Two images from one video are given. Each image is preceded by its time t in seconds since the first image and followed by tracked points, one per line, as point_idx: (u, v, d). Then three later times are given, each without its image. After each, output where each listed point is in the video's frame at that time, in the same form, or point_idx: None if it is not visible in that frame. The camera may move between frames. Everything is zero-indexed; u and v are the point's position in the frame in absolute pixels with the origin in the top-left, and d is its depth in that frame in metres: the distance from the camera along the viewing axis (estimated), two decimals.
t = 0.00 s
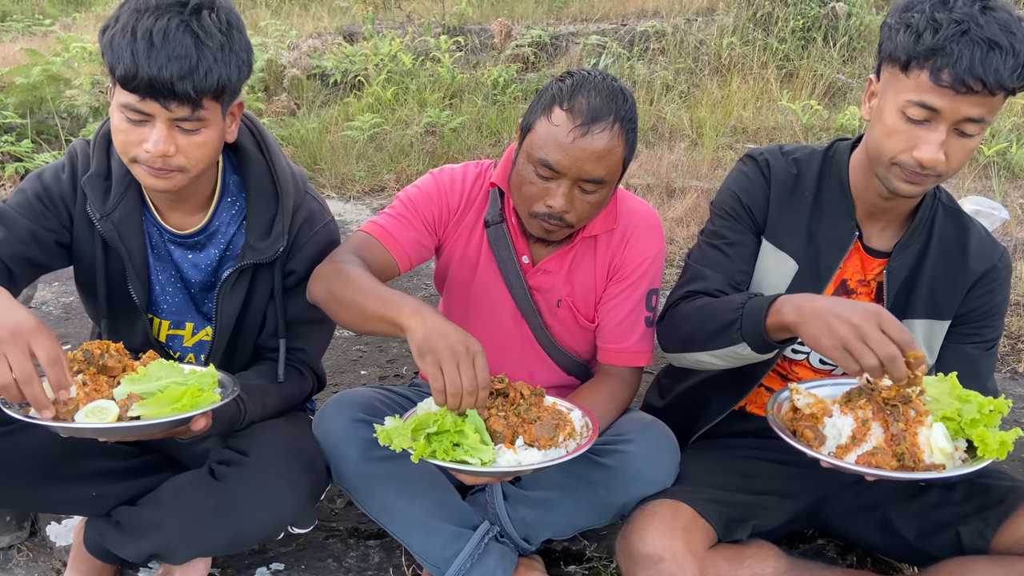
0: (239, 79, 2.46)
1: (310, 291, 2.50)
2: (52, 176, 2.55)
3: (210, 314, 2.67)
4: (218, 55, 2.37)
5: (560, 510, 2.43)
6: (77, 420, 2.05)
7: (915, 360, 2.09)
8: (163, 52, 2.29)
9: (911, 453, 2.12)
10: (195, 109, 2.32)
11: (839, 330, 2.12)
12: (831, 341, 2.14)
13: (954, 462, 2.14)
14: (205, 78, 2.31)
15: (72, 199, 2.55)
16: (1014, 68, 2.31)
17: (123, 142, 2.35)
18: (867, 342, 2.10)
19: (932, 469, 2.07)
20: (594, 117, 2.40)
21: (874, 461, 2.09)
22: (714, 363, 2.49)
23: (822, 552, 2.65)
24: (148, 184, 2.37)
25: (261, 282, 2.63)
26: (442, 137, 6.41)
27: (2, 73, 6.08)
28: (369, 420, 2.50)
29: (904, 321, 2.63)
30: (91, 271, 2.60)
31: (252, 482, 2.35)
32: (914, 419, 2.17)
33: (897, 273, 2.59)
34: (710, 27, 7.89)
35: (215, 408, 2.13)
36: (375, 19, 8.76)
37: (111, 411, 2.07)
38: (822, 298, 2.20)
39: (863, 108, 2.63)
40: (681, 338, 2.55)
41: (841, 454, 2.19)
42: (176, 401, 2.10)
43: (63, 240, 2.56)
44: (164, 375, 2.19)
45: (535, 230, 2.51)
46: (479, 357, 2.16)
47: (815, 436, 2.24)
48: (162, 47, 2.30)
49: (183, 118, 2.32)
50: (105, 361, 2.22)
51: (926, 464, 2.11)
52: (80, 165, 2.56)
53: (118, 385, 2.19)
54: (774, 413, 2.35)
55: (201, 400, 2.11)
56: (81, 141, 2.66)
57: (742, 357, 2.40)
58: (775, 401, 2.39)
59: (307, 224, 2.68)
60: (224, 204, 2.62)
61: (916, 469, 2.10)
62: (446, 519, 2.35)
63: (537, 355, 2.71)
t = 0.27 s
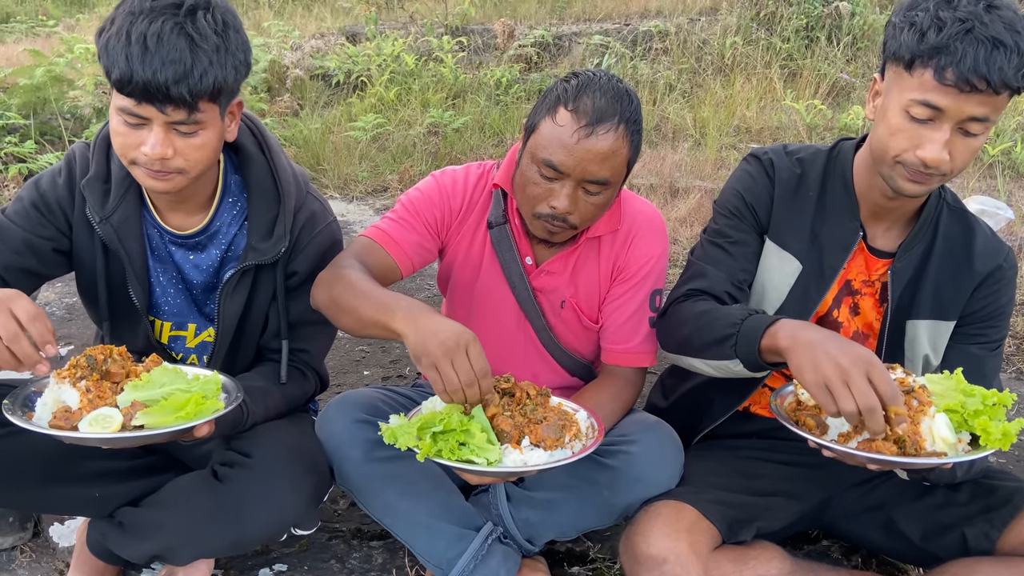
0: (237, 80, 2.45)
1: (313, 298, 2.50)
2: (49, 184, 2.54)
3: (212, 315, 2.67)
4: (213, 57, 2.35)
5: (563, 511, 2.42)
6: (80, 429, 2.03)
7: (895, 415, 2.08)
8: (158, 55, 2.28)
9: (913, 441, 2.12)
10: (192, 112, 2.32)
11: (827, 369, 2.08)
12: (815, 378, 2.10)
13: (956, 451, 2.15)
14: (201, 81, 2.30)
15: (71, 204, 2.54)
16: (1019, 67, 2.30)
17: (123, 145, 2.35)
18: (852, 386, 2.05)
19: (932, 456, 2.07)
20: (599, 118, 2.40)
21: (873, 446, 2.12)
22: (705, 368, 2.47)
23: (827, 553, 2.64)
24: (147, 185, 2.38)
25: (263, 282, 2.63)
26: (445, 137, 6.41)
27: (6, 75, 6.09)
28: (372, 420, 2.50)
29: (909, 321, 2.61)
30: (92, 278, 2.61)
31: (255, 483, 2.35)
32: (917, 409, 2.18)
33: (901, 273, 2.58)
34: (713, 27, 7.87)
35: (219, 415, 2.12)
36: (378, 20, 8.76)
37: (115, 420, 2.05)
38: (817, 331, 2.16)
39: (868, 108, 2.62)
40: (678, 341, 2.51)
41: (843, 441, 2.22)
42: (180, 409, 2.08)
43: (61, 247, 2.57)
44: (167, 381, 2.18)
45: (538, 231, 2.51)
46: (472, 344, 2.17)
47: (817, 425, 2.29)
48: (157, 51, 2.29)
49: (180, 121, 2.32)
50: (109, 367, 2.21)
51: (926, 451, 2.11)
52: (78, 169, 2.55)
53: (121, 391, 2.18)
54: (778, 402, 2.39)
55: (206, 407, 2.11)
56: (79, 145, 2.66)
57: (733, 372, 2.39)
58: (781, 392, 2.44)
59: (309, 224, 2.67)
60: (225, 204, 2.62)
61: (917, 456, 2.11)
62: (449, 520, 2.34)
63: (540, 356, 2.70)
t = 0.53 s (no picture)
0: (229, 79, 2.44)
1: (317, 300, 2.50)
2: (47, 195, 2.54)
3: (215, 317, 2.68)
4: (204, 57, 2.35)
5: (568, 513, 2.42)
6: (93, 444, 2.04)
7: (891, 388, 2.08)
8: (149, 58, 2.28)
9: (923, 445, 2.11)
10: (185, 113, 2.32)
11: (821, 347, 2.09)
12: (811, 358, 2.11)
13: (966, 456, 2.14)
14: (193, 81, 2.30)
15: (70, 212, 2.54)
16: None
17: (120, 149, 2.34)
18: (846, 363, 2.07)
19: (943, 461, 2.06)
20: (601, 120, 2.39)
21: (884, 451, 2.10)
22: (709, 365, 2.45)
23: (833, 555, 2.63)
24: (145, 185, 2.39)
25: (265, 284, 2.63)
26: (448, 137, 6.41)
27: (11, 76, 6.11)
28: (376, 422, 2.50)
29: (915, 323, 2.61)
30: (93, 286, 2.61)
31: (261, 485, 2.36)
32: (927, 412, 2.15)
33: (908, 275, 2.57)
34: (717, 27, 7.86)
35: (230, 425, 2.14)
36: (382, 20, 8.77)
37: (127, 434, 2.06)
38: (812, 312, 2.18)
39: (873, 110, 2.61)
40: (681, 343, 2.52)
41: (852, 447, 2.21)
42: (192, 420, 2.10)
43: (64, 259, 2.57)
44: (176, 391, 2.18)
45: (540, 233, 2.50)
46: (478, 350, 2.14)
47: (825, 429, 2.27)
48: (147, 53, 2.29)
49: (174, 123, 2.32)
50: (117, 377, 2.21)
51: (937, 456, 2.10)
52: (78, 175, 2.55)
53: (131, 402, 2.18)
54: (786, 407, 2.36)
55: (216, 418, 2.12)
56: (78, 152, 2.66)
57: (735, 365, 2.38)
58: (787, 398, 2.42)
59: (310, 225, 2.67)
60: (226, 206, 2.62)
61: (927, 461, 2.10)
62: (454, 522, 2.34)
63: (543, 357, 2.70)
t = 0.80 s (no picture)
0: (231, 85, 2.45)
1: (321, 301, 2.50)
2: (49, 206, 2.55)
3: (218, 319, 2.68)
4: (209, 66, 2.35)
5: (572, 514, 2.42)
6: (108, 458, 2.05)
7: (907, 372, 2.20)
8: (155, 69, 2.27)
9: (942, 462, 2.10)
10: (190, 122, 2.32)
11: (838, 345, 2.19)
12: (829, 354, 2.21)
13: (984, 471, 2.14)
14: (198, 91, 2.30)
15: (72, 220, 2.55)
16: None
17: (124, 158, 2.35)
18: (863, 354, 2.18)
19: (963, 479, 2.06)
20: (607, 124, 2.39)
21: (905, 469, 2.08)
22: (721, 364, 2.51)
23: (837, 556, 2.63)
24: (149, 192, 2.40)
25: (267, 285, 2.63)
26: (452, 138, 6.41)
27: (15, 76, 6.12)
28: (381, 423, 2.51)
29: (920, 324, 2.61)
30: (98, 292, 2.62)
31: (266, 486, 2.36)
32: (945, 426, 2.15)
33: (913, 276, 2.57)
34: (721, 27, 7.85)
35: (242, 433, 2.17)
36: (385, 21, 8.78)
37: (141, 446, 2.08)
38: (819, 306, 2.27)
39: (879, 113, 2.60)
40: (692, 347, 2.58)
41: (870, 461, 2.16)
42: (204, 429, 2.12)
43: (75, 270, 2.59)
44: (186, 400, 2.20)
45: (545, 235, 2.50)
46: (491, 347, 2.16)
47: (841, 442, 2.22)
48: (153, 64, 2.28)
49: (179, 132, 2.32)
50: (126, 388, 2.21)
51: (956, 472, 2.10)
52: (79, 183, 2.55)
53: (141, 413, 2.19)
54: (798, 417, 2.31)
55: (228, 427, 2.15)
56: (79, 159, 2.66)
57: (745, 362, 2.44)
58: (799, 407, 2.36)
59: (310, 226, 2.67)
60: (225, 208, 2.62)
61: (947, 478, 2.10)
62: (459, 523, 2.34)
63: (546, 358, 2.70)
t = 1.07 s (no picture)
0: (241, 89, 2.46)
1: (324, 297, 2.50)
2: (53, 207, 2.55)
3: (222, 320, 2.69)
4: (221, 70, 2.36)
5: (573, 514, 2.42)
6: (117, 461, 2.06)
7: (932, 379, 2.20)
8: (168, 73, 2.27)
9: (941, 472, 2.10)
10: (202, 127, 2.33)
11: (866, 347, 2.22)
12: (855, 357, 2.23)
13: (982, 481, 2.15)
14: (211, 96, 2.32)
15: (76, 221, 2.55)
16: None
17: (133, 161, 2.35)
18: (889, 356, 2.20)
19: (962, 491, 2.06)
20: (611, 124, 2.39)
21: (905, 480, 2.08)
22: (738, 372, 2.51)
23: (838, 557, 2.63)
24: (159, 196, 2.41)
25: (271, 286, 2.64)
26: (453, 139, 6.42)
27: (17, 77, 6.13)
28: (382, 423, 2.51)
29: (921, 324, 2.61)
30: (101, 292, 2.62)
31: (268, 487, 2.36)
32: (946, 436, 2.14)
33: (913, 276, 2.57)
34: (722, 28, 7.86)
35: (249, 434, 2.18)
36: (387, 21, 8.79)
37: (150, 448, 2.10)
38: (842, 316, 2.29)
39: (879, 113, 2.60)
40: (704, 354, 2.58)
41: (868, 467, 2.17)
42: (211, 430, 2.13)
43: (77, 271, 2.59)
44: (192, 401, 2.21)
45: (548, 237, 2.51)
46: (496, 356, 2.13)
47: (841, 447, 2.23)
48: (166, 69, 2.28)
49: (190, 136, 2.33)
50: (132, 390, 2.21)
51: (955, 483, 2.10)
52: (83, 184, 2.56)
53: (148, 415, 2.20)
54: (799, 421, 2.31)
55: (235, 428, 2.15)
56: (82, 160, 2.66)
57: (767, 369, 2.45)
58: (801, 411, 2.37)
59: (314, 228, 2.68)
60: (230, 210, 2.62)
61: (945, 489, 2.10)
62: (460, 523, 2.34)
63: (547, 359, 2.71)
